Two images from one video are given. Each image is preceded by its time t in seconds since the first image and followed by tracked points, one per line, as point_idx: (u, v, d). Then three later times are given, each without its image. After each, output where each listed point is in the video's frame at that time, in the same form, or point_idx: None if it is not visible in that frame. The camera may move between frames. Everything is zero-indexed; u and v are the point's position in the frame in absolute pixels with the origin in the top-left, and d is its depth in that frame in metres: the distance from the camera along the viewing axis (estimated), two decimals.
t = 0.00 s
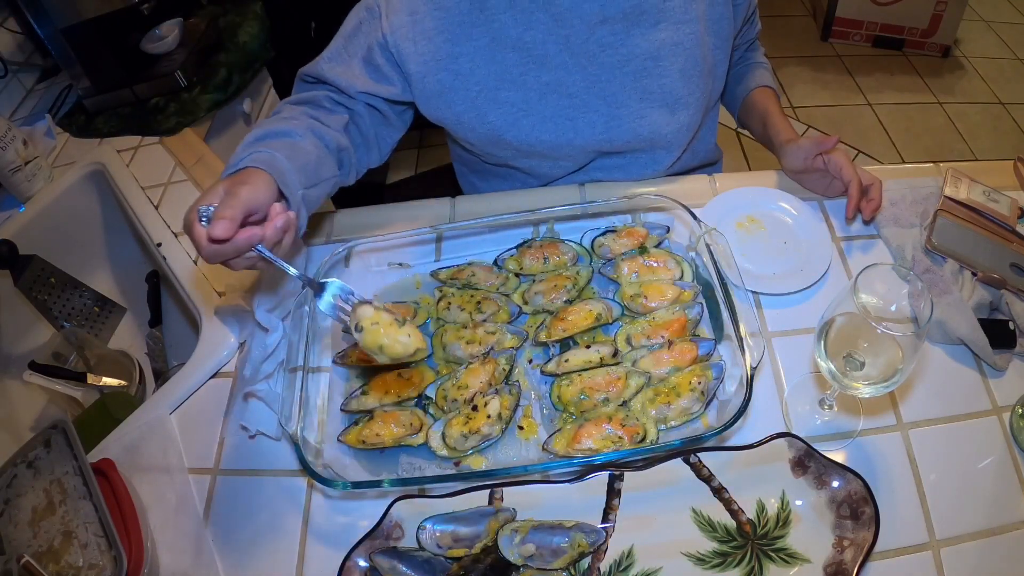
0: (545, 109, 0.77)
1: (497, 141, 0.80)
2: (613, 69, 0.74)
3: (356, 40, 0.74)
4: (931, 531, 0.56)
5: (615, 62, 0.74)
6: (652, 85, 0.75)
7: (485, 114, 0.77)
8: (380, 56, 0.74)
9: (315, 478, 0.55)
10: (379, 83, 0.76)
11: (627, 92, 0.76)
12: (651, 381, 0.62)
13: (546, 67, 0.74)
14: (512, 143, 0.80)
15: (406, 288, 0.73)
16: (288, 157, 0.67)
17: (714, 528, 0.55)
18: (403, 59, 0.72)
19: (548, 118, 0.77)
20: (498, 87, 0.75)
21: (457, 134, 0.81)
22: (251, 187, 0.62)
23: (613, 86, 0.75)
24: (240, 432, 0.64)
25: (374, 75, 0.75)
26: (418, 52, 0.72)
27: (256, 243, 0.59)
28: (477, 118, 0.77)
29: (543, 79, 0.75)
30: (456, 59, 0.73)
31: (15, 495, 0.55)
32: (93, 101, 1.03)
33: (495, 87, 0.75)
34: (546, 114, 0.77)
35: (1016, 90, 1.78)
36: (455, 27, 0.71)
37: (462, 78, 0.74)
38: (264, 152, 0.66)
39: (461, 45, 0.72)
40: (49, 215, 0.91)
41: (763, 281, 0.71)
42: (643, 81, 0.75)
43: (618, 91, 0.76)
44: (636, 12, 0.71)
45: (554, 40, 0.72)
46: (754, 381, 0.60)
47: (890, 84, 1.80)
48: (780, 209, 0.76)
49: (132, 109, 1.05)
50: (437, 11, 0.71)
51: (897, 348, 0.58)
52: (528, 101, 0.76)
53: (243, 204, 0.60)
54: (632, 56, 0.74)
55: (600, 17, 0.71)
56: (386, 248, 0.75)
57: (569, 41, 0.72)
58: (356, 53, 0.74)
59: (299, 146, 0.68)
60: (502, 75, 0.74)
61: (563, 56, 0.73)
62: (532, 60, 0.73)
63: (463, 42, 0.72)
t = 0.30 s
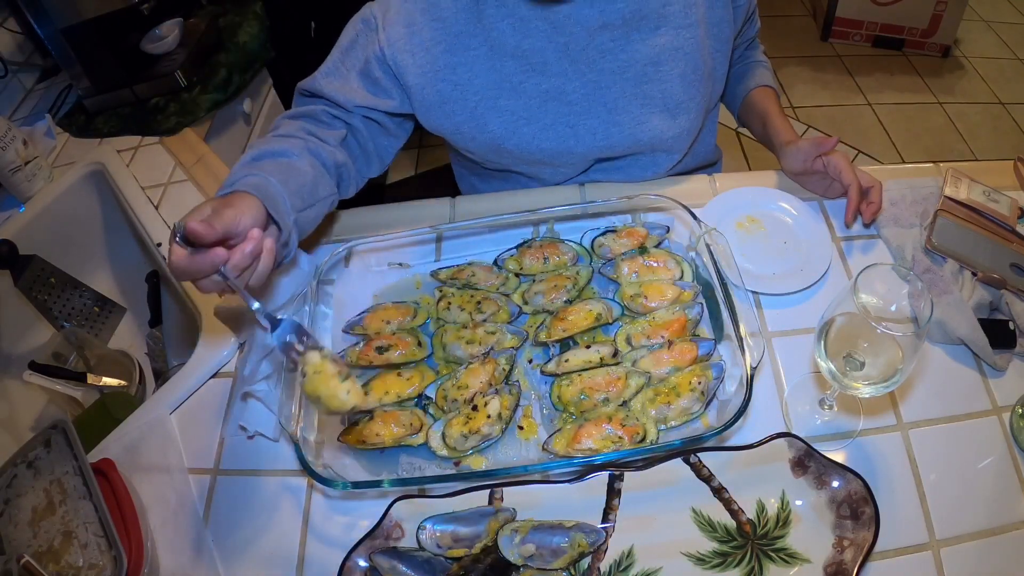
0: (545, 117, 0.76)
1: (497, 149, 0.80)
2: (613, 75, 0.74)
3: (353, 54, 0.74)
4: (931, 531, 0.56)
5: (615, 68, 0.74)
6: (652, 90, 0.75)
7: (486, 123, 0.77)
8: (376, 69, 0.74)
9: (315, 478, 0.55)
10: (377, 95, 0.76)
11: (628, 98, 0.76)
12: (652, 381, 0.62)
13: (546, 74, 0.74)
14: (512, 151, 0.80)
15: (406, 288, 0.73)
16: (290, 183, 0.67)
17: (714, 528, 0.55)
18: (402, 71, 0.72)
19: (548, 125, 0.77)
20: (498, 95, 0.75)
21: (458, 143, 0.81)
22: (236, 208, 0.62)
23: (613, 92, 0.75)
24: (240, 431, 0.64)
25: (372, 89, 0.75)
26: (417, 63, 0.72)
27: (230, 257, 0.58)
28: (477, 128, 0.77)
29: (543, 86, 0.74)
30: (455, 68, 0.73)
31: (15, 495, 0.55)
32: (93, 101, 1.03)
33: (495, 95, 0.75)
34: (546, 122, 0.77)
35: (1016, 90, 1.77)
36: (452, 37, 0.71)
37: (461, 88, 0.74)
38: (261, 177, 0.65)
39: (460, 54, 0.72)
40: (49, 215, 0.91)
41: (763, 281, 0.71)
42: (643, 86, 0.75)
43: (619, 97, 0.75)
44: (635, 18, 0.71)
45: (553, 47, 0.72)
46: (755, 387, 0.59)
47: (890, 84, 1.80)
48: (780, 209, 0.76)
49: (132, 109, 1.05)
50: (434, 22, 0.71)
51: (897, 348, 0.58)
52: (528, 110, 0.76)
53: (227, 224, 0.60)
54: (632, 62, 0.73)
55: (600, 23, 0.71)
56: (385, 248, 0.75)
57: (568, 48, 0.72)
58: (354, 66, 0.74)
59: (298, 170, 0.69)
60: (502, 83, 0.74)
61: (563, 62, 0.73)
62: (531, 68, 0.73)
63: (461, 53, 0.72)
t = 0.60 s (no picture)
0: (546, 119, 0.76)
1: (498, 151, 0.80)
2: (614, 77, 0.74)
3: (353, 60, 0.73)
4: (931, 530, 0.56)
5: (616, 70, 0.74)
6: (653, 92, 0.75)
7: (487, 126, 0.77)
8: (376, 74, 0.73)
9: (315, 478, 0.55)
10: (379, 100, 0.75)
11: (628, 99, 0.76)
12: (652, 381, 0.62)
13: (547, 76, 0.73)
14: (513, 153, 0.80)
15: (406, 288, 0.73)
16: (304, 207, 0.67)
17: (714, 528, 0.56)
18: (403, 77, 0.72)
19: (549, 128, 0.77)
20: (499, 98, 0.75)
21: (459, 146, 0.81)
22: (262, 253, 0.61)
23: (614, 94, 0.75)
24: (239, 430, 0.64)
25: (375, 95, 0.75)
26: (418, 68, 0.72)
27: (281, 313, 0.58)
28: (478, 131, 0.77)
29: (544, 89, 0.74)
30: (455, 73, 0.73)
31: (15, 495, 0.55)
32: (93, 101, 1.03)
33: (496, 98, 0.75)
34: (547, 125, 0.77)
35: (1016, 90, 1.78)
36: (453, 41, 0.71)
37: (462, 92, 0.74)
38: (281, 207, 0.65)
39: (461, 59, 0.72)
40: (49, 215, 0.91)
41: (763, 281, 0.70)
42: (643, 88, 0.75)
43: (620, 99, 0.75)
44: (636, 20, 0.71)
45: (553, 50, 0.72)
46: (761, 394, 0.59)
47: (890, 84, 1.80)
48: (780, 209, 0.76)
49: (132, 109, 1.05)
50: (434, 26, 0.70)
51: (897, 348, 0.58)
52: (529, 112, 0.76)
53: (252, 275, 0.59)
54: (633, 63, 0.73)
55: (600, 25, 0.71)
56: (385, 248, 0.75)
57: (569, 50, 0.72)
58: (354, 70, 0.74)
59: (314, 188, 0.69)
60: (503, 86, 0.74)
61: (564, 65, 0.73)
62: (531, 71, 0.73)
63: (461, 56, 0.72)
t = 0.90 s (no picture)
0: (544, 126, 0.78)
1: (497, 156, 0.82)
2: (611, 83, 0.75)
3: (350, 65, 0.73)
4: (931, 530, 0.56)
5: (613, 76, 0.74)
6: (651, 98, 0.76)
7: (487, 132, 0.78)
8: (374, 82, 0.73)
9: (316, 478, 0.55)
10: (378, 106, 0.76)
11: (626, 104, 0.76)
12: (652, 381, 0.62)
13: (545, 83, 0.74)
14: (512, 158, 0.81)
15: (406, 288, 0.73)
16: (343, 129, 0.70)
17: (714, 528, 0.56)
18: (402, 84, 0.72)
19: (547, 134, 0.78)
20: (497, 104, 0.76)
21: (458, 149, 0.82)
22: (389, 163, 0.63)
23: (612, 100, 0.76)
24: (236, 428, 0.64)
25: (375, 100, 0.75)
26: (417, 76, 0.72)
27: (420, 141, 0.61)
28: (476, 136, 0.79)
29: (542, 96, 0.75)
30: (453, 80, 0.74)
31: (15, 495, 0.55)
32: (93, 101, 1.04)
33: (495, 105, 0.76)
34: (545, 131, 0.78)
35: (1016, 90, 1.77)
36: (450, 49, 0.72)
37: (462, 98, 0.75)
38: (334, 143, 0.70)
39: (459, 65, 0.73)
40: (49, 216, 0.91)
41: (763, 281, 0.70)
42: (641, 94, 0.76)
43: (617, 105, 0.76)
44: (634, 27, 0.71)
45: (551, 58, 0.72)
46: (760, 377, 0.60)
47: (890, 84, 1.80)
48: (780, 209, 0.76)
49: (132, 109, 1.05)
50: (432, 34, 0.71)
51: (897, 348, 0.58)
52: (526, 119, 0.77)
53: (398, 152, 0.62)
54: (630, 70, 0.74)
55: (598, 33, 0.71)
56: (384, 247, 0.74)
57: (566, 57, 0.72)
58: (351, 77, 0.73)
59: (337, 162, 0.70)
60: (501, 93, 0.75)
61: (561, 72, 0.73)
62: (529, 78, 0.74)
63: (459, 64, 0.73)
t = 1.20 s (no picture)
0: (546, 135, 0.77)
1: (503, 167, 0.81)
2: (612, 88, 0.74)
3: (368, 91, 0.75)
4: (931, 531, 0.56)
5: (613, 81, 0.74)
6: (651, 99, 0.76)
7: (489, 143, 0.78)
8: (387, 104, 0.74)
9: (316, 478, 0.55)
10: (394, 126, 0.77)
11: (627, 108, 0.76)
12: (652, 381, 0.62)
13: (546, 91, 0.74)
14: (518, 168, 0.81)
15: (406, 289, 0.73)
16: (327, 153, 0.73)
17: (714, 528, 0.56)
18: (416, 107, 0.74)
19: (550, 142, 0.78)
20: (497, 117, 0.75)
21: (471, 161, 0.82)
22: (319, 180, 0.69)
23: (613, 104, 0.75)
24: (236, 428, 0.64)
25: (395, 125, 0.76)
26: (421, 95, 0.74)
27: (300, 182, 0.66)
28: (482, 148, 0.79)
29: (543, 105, 0.75)
30: (456, 99, 0.74)
31: (15, 495, 0.55)
32: (93, 101, 1.04)
33: (495, 118, 0.75)
34: (548, 139, 0.77)
35: (1016, 90, 1.77)
36: (448, 65, 0.71)
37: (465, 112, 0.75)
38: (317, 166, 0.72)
39: (457, 82, 0.72)
40: (49, 216, 0.91)
41: (763, 281, 0.70)
42: (641, 96, 0.75)
43: (619, 110, 0.76)
44: (631, 28, 0.71)
45: (550, 65, 0.72)
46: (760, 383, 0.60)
47: (890, 84, 1.80)
48: (780, 210, 0.76)
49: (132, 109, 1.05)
50: (427, 55, 0.71)
51: (896, 348, 0.58)
52: (529, 129, 0.76)
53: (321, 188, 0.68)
54: (630, 74, 0.74)
55: (594, 36, 0.71)
56: (385, 248, 0.74)
57: (565, 63, 0.72)
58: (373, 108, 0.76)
59: (358, 162, 0.72)
60: (501, 106, 0.74)
61: (562, 78, 0.73)
62: (529, 87, 0.73)
63: (460, 82, 0.72)
